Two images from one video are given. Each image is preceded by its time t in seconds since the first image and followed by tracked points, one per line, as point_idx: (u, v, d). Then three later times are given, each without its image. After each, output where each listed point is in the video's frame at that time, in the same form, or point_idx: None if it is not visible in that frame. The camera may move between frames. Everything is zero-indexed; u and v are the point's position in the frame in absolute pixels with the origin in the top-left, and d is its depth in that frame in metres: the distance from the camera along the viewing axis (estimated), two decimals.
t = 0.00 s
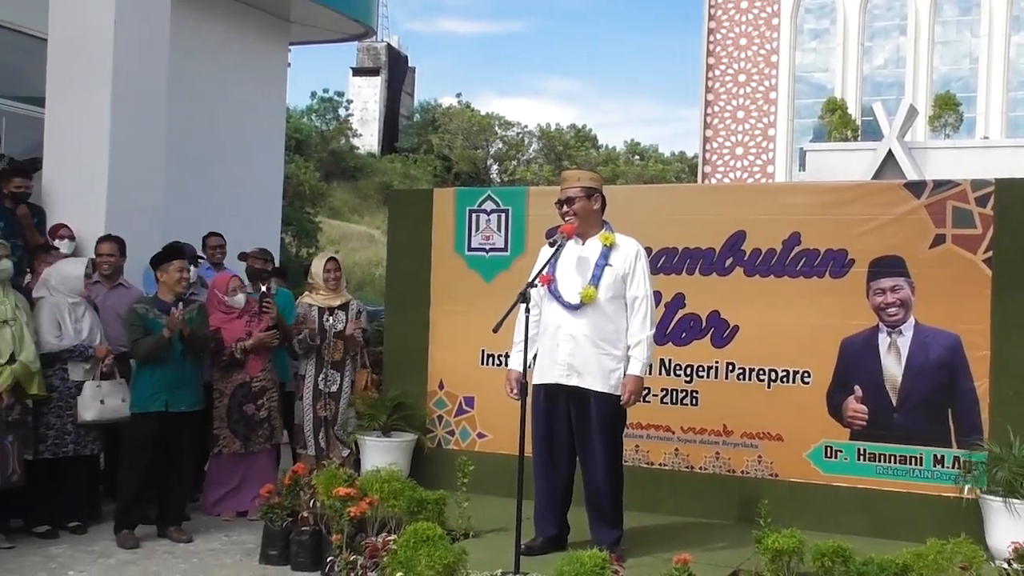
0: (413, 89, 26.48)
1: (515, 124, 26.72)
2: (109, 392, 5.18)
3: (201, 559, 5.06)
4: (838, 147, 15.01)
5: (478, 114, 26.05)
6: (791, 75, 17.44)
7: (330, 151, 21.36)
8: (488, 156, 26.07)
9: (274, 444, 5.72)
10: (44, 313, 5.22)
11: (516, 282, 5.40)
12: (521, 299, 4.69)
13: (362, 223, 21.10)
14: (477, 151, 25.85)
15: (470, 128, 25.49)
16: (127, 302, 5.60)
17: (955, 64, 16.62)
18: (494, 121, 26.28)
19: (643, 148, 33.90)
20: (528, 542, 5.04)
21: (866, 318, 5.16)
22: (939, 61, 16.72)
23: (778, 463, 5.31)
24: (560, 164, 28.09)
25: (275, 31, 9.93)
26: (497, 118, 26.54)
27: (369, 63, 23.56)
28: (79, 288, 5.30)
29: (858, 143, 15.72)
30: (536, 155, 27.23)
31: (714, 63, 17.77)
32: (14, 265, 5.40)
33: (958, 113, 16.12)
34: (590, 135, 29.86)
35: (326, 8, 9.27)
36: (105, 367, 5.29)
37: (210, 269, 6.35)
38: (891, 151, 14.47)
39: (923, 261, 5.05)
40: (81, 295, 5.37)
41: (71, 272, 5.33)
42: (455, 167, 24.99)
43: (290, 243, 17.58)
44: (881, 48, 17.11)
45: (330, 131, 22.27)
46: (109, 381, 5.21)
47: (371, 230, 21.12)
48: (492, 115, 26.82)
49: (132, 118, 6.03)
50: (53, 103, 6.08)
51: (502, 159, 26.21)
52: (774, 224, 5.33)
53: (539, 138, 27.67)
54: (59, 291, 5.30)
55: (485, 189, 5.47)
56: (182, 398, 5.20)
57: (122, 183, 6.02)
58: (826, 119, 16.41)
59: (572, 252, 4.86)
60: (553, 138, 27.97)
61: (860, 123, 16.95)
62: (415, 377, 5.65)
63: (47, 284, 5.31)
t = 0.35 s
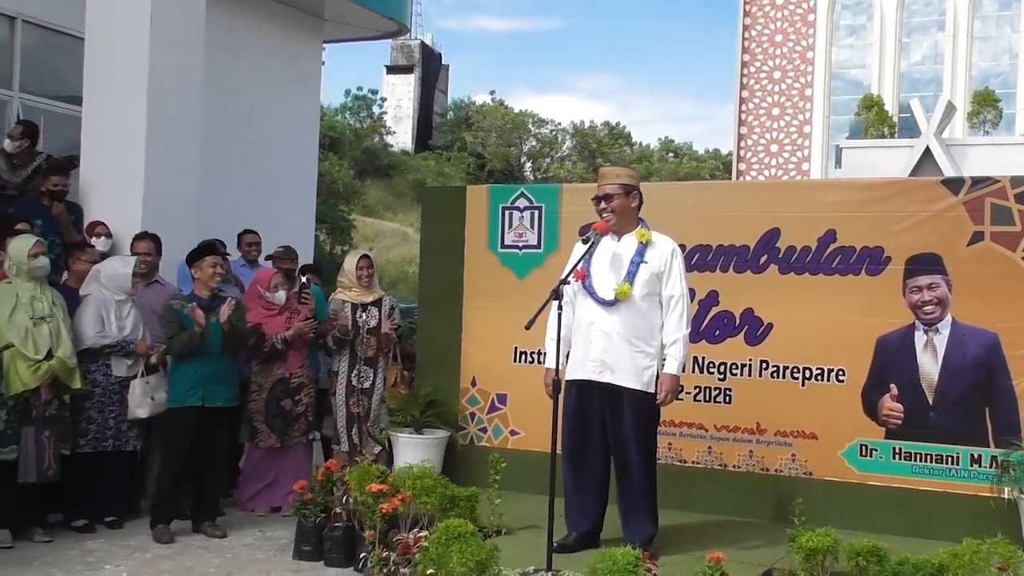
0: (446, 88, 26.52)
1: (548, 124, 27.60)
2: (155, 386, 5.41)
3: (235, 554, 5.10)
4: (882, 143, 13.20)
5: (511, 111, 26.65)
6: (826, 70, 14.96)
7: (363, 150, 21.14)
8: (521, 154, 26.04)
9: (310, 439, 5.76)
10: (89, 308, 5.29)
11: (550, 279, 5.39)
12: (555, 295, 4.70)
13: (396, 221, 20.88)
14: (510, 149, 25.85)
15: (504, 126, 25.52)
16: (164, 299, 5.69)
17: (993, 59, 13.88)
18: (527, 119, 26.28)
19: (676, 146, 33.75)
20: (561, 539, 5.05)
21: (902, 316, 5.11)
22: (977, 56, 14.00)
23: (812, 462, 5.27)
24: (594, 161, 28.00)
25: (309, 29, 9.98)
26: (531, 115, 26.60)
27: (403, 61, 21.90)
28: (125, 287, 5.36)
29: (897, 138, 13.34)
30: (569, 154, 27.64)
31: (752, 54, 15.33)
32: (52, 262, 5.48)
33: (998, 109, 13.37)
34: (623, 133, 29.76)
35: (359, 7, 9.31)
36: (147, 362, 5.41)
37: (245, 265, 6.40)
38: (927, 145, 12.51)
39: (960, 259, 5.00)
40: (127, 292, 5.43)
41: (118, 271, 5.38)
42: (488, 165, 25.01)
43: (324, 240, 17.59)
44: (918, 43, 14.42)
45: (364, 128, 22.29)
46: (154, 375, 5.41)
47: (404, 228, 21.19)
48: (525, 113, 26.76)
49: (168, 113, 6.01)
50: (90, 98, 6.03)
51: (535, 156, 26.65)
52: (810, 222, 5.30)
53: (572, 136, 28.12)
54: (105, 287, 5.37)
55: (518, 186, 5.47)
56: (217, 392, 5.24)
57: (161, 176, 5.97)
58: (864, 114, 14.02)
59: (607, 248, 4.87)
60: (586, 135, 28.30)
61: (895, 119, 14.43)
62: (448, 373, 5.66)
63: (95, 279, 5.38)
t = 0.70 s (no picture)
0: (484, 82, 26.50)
1: (587, 116, 27.19)
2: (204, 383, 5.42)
3: (279, 548, 5.14)
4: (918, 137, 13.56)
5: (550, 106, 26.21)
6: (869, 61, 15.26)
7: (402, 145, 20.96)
8: (561, 148, 25.94)
9: (355, 435, 5.81)
10: (141, 306, 5.37)
11: (589, 273, 5.37)
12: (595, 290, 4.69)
13: (435, 216, 20.86)
14: (550, 143, 25.79)
15: (543, 120, 25.51)
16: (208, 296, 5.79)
17: None
18: (566, 112, 26.25)
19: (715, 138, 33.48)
20: (602, 534, 5.04)
21: (948, 308, 5.04)
22: None
23: (857, 457, 5.21)
24: (633, 155, 27.84)
25: (346, 26, 10.02)
26: (569, 110, 26.63)
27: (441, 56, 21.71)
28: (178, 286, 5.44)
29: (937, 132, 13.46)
30: (608, 146, 27.34)
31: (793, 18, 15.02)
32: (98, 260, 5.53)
33: None
34: (662, 126, 29.58)
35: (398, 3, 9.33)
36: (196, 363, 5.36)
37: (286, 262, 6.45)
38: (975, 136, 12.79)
39: (1008, 250, 4.91)
40: (179, 291, 5.50)
41: (172, 270, 5.45)
42: (528, 159, 24.96)
43: (364, 236, 17.87)
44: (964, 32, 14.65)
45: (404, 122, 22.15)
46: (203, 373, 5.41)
47: (444, 222, 21.19)
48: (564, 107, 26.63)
49: (209, 110, 6.05)
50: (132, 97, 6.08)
51: (575, 151, 26.21)
52: (854, 213, 5.24)
53: (612, 129, 27.75)
54: (158, 285, 5.45)
55: (557, 180, 5.46)
56: (260, 388, 5.27)
57: (204, 175, 6.03)
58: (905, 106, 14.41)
59: (647, 243, 4.84)
60: (625, 129, 27.92)
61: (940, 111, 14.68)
62: (489, 368, 5.66)
63: (150, 276, 5.46)
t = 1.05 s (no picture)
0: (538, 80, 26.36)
1: (641, 112, 25.79)
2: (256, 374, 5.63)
3: (334, 541, 5.18)
4: (980, 132, 10.19)
5: (603, 103, 25.41)
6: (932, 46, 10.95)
7: (457, 141, 20.82)
8: (614, 145, 24.96)
9: (407, 431, 5.80)
10: (199, 301, 5.42)
11: (645, 270, 5.34)
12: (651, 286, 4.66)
13: (490, 211, 20.64)
14: (603, 139, 24.77)
15: (597, 117, 24.53)
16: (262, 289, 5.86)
17: None
18: (619, 110, 25.28)
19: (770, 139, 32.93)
20: (656, 532, 5.01)
21: (1012, 309, 4.94)
22: None
23: (916, 458, 5.13)
24: (687, 152, 26.58)
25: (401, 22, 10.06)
26: (624, 107, 25.77)
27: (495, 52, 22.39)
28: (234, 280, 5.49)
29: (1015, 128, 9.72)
30: (663, 144, 25.85)
31: None
32: (156, 253, 5.60)
33: None
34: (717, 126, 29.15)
35: None
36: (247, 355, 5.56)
37: (342, 256, 6.49)
38: None
39: None
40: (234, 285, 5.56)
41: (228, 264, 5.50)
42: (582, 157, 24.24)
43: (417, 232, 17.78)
44: None
45: (457, 121, 21.56)
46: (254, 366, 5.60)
47: (497, 219, 20.57)
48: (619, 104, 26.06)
49: (267, 105, 6.11)
50: (191, 93, 6.15)
51: (629, 148, 25.19)
52: (915, 211, 5.15)
53: (667, 125, 26.35)
54: (215, 280, 5.50)
55: (613, 176, 5.43)
56: (314, 383, 5.29)
57: (262, 170, 6.09)
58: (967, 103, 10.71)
59: (702, 240, 4.80)
60: (681, 126, 26.73)
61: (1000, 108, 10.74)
62: (543, 365, 5.65)
63: (206, 270, 5.50)
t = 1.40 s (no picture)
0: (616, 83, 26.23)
1: (720, 112, 24.65)
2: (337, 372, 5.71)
3: (413, 540, 5.20)
4: None
5: (682, 104, 24.54)
6: None
7: (535, 143, 21.59)
8: (692, 145, 24.08)
9: (480, 429, 5.84)
10: (278, 307, 5.44)
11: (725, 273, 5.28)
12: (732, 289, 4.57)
13: (565, 213, 21.64)
14: (680, 141, 24.05)
15: (674, 118, 23.90)
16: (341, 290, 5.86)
17: None
18: (697, 111, 24.42)
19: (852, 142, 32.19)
20: (737, 538, 4.93)
21: None
22: None
23: (1007, 466, 5.00)
24: (767, 152, 24.92)
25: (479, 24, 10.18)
26: (701, 107, 24.76)
27: (573, 54, 21.76)
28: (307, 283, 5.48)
29: None
30: (742, 144, 24.50)
31: None
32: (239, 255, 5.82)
33: None
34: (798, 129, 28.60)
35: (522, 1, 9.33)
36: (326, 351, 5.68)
37: (422, 257, 6.54)
38: None
39: None
40: (308, 287, 5.55)
41: (299, 267, 5.49)
42: (659, 157, 23.52)
43: (495, 233, 18.25)
44: None
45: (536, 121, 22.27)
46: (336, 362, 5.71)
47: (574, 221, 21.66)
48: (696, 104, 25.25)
49: (347, 107, 6.16)
50: (273, 97, 6.24)
51: (707, 148, 24.03)
52: (1006, 212, 5.02)
53: (747, 126, 25.03)
54: (290, 284, 5.50)
55: (693, 178, 5.39)
56: (393, 384, 5.32)
57: (342, 173, 6.14)
58: None
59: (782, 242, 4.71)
60: (760, 126, 25.10)
61: None
62: (622, 368, 5.63)
63: (280, 273, 5.51)
